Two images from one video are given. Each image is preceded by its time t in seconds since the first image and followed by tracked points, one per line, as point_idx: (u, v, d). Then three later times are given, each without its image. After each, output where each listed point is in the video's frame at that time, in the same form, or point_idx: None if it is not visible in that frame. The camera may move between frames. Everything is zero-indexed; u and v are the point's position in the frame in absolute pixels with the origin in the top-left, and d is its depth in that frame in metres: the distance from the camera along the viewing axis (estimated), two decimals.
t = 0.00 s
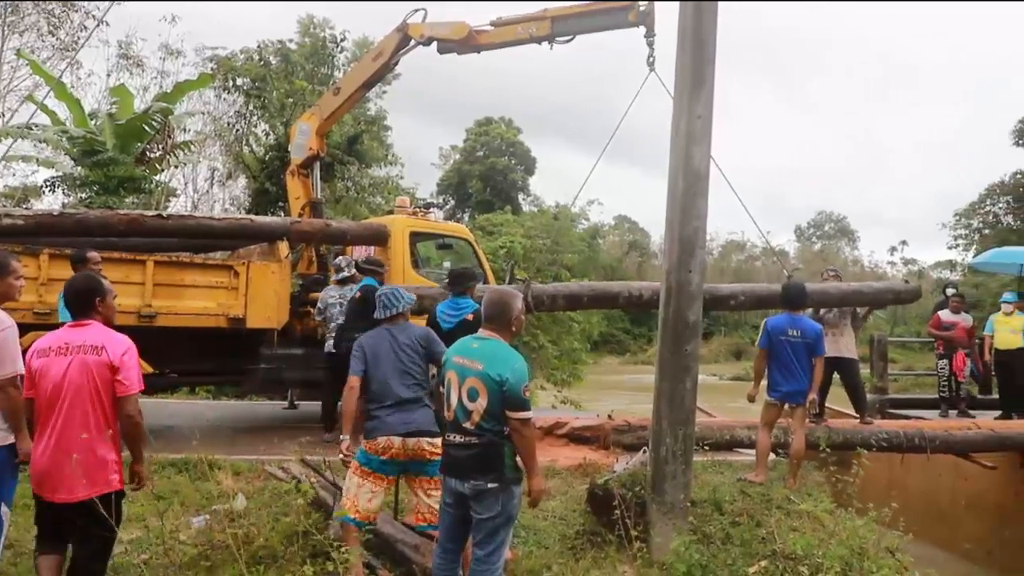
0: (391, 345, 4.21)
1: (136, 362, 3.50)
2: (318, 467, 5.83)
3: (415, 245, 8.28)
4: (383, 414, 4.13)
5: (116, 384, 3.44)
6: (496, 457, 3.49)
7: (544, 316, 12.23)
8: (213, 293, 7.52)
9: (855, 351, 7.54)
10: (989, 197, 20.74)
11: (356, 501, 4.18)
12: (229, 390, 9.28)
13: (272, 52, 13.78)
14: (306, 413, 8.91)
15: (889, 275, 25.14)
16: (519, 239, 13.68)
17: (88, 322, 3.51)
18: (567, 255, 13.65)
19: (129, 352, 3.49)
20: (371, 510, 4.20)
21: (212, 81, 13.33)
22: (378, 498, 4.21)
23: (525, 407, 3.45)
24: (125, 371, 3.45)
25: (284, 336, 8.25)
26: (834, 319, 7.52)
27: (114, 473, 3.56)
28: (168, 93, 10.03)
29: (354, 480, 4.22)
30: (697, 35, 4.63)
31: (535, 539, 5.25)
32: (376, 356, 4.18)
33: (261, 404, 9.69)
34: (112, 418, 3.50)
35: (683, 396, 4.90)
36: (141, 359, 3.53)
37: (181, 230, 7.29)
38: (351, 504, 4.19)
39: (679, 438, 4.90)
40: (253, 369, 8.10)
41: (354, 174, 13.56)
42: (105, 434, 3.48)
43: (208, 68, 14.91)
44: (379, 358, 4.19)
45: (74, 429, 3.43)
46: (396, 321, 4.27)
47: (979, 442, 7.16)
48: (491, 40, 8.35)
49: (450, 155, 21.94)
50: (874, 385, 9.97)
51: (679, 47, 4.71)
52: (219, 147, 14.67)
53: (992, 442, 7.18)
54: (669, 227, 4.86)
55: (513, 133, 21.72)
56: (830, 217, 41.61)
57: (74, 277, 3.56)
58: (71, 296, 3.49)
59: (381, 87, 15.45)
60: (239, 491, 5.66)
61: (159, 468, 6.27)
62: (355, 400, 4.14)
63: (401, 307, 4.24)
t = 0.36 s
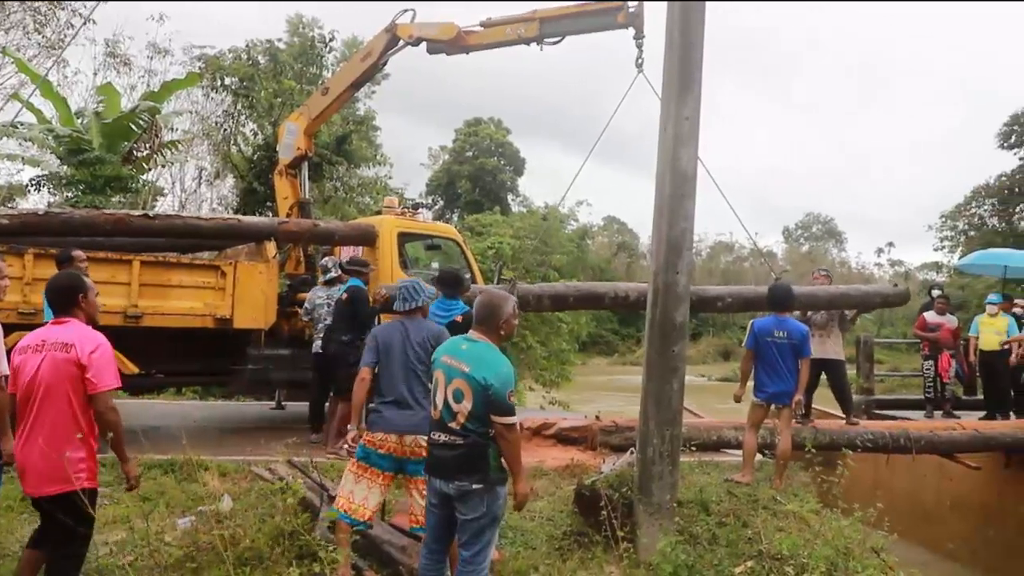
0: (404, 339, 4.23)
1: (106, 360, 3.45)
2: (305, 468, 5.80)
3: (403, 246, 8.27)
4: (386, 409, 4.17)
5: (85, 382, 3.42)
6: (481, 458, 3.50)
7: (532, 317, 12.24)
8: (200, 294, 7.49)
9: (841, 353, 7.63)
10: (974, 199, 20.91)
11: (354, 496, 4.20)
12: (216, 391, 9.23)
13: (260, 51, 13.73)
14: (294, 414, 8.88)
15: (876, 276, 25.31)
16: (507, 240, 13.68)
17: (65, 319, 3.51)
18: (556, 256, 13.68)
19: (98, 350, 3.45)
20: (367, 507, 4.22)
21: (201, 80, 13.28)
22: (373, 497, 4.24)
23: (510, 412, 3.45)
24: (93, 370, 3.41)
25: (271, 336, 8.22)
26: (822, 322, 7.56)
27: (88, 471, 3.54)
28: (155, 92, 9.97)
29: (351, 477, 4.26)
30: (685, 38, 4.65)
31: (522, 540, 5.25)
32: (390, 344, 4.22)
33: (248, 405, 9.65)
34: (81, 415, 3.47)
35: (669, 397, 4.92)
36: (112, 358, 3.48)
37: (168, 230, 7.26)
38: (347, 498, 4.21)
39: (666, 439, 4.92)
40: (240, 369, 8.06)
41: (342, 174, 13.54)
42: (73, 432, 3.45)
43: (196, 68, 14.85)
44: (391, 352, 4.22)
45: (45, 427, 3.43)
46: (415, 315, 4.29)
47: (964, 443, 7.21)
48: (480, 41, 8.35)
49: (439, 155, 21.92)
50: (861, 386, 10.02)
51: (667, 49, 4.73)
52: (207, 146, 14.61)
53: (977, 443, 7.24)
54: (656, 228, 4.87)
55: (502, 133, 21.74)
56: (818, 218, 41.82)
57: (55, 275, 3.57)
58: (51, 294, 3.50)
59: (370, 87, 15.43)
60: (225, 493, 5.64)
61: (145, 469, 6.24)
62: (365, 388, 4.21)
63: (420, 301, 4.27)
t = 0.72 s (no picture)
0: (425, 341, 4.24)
1: (37, 360, 3.37)
2: (286, 470, 5.78)
3: (386, 247, 8.25)
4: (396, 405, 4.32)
5: (16, 380, 3.36)
6: (463, 460, 3.50)
7: (516, 318, 12.24)
8: (181, 295, 7.43)
9: (823, 356, 7.69)
10: (954, 202, 21.13)
11: (356, 489, 4.33)
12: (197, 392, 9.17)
13: (243, 50, 13.68)
14: (277, 416, 8.84)
15: (857, 278, 25.55)
16: (491, 242, 13.68)
17: (15, 317, 3.51)
18: (540, 257, 13.71)
19: (31, 349, 3.37)
20: (370, 502, 4.31)
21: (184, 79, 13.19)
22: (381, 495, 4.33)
23: (492, 416, 3.44)
24: (22, 368, 3.34)
25: (253, 337, 8.17)
26: (805, 325, 7.60)
27: (21, 470, 3.47)
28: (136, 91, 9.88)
29: (363, 476, 4.40)
30: (666, 41, 4.68)
31: (505, 541, 5.25)
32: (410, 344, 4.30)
33: (229, 406, 9.58)
34: (16, 414, 3.43)
35: (652, 398, 4.93)
36: (43, 358, 3.39)
37: (148, 230, 7.20)
38: (350, 492, 4.35)
39: (648, 440, 4.94)
40: (220, 371, 7.97)
41: (325, 175, 13.50)
42: (5, 430, 3.40)
43: (177, 67, 14.74)
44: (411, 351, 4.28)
45: None
46: (440, 315, 4.25)
47: (942, 443, 7.28)
48: (464, 42, 8.35)
49: (424, 156, 21.89)
50: (842, 387, 10.10)
51: (650, 51, 4.75)
52: (189, 146, 14.50)
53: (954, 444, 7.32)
54: (638, 230, 4.89)
55: (487, 134, 21.78)
56: (800, 221, 42.16)
57: (15, 273, 3.59)
58: (8, 291, 3.54)
59: (353, 87, 15.40)
60: (205, 495, 5.60)
61: (124, 471, 6.19)
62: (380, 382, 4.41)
63: (446, 304, 4.19)
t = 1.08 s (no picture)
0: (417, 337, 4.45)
1: None
2: (260, 471, 5.73)
3: (362, 247, 8.22)
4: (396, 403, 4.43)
5: None
6: (437, 462, 3.49)
7: (493, 319, 12.24)
8: (153, 295, 7.35)
9: (795, 357, 7.79)
10: (925, 205, 21.45)
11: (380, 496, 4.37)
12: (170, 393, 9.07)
13: (218, 48, 13.58)
14: (251, 417, 8.77)
15: (831, 280, 25.84)
16: (468, 243, 13.68)
17: None
18: (517, 259, 13.72)
19: None
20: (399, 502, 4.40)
21: (158, 77, 13.02)
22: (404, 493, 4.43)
23: (466, 419, 3.43)
24: None
25: (227, 338, 8.09)
26: (778, 328, 7.70)
27: None
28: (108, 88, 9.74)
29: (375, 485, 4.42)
30: (642, 44, 4.70)
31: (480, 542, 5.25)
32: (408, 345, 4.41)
33: (203, 408, 9.49)
34: None
35: (627, 399, 4.95)
36: None
37: (119, 230, 7.11)
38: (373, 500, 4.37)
39: (622, 441, 4.95)
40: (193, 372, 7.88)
41: (301, 175, 13.41)
42: None
43: (150, 65, 14.57)
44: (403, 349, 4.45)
45: None
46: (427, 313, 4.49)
47: (913, 443, 7.38)
48: (441, 42, 8.33)
49: (401, 156, 21.82)
50: (815, 388, 10.20)
51: (626, 54, 4.77)
52: (163, 145, 14.33)
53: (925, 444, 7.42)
54: (613, 232, 4.90)
55: (464, 135, 21.79)
56: (775, 223, 42.54)
57: None
58: None
59: (330, 87, 15.33)
60: (177, 497, 5.54)
61: (94, 474, 6.10)
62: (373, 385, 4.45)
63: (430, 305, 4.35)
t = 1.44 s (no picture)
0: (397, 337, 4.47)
1: None
2: (236, 472, 5.69)
3: (340, 247, 8.18)
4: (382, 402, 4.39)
5: None
6: (415, 463, 3.48)
7: (473, 319, 12.24)
8: (128, 295, 7.27)
9: (771, 357, 7.87)
10: (902, 207, 21.72)
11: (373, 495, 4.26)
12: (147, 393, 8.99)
13: (195, 46, 13.49)
14: (228, 418, 8.70)
15: (809, 281, 26.10)
16: (448, 242, 13.67)
17: None
18: (496, 259, 13.74)
19: None
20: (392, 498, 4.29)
21: (135, 74, 12.89)
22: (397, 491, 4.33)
23: (443, 417, 3.43)
24: None
25: (204, 338, 8.02)
26: (754, 328, 7.77)
27: None
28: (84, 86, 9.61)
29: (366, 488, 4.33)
30: (620, 45, 4.72)
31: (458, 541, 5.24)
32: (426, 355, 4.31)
33: (180, 409, 9.39)
34: None
35: (605, 398, 4.96)
36: None
37: (94, 229, 7.03)
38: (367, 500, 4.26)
39: (600, 440, 4.97)
40: (170, 372, 7.81)
41: (280, 174, 13.32)
42: None
43: (126, 62, 14.42)
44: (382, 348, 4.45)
45: None
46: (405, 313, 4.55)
47: (888, 442, 7.46)
48: (420, 42, 8.31)
49: (381, 156, 21.75)
50: (793, 387, 10.27)
51: (605, 55, 4.78)
52: (139, 143, 14.20)
53: (901, 442, 7.50)
54: (592, 232, 4.92)
55: (444, 135, 21.79)
56: (753, 224, 42.87)
57: None
58: None
59: (309, 86, 15.26)
60: (152, 499, 5.49)
61: (68, 475, 6.02)
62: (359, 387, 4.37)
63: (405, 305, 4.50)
